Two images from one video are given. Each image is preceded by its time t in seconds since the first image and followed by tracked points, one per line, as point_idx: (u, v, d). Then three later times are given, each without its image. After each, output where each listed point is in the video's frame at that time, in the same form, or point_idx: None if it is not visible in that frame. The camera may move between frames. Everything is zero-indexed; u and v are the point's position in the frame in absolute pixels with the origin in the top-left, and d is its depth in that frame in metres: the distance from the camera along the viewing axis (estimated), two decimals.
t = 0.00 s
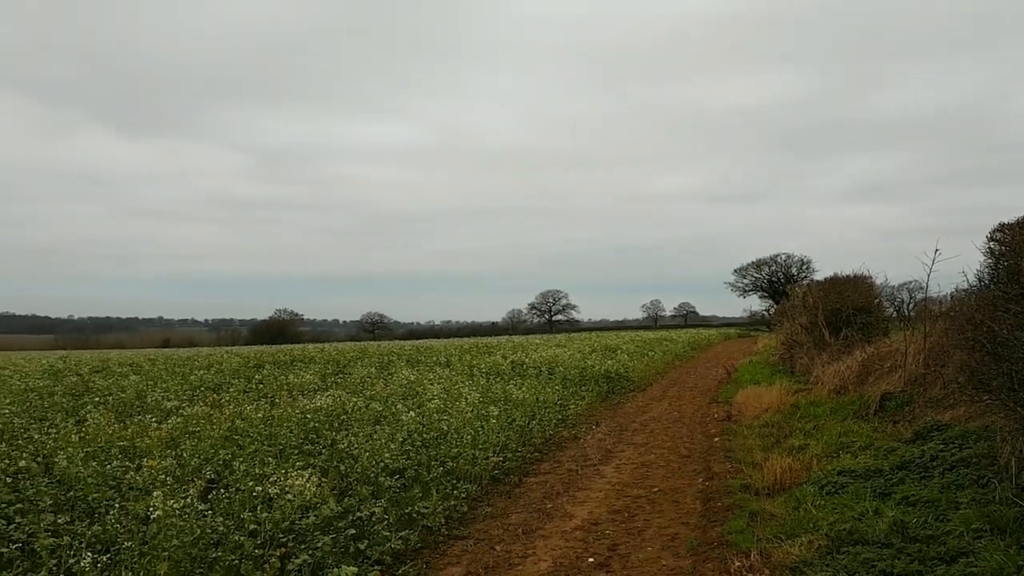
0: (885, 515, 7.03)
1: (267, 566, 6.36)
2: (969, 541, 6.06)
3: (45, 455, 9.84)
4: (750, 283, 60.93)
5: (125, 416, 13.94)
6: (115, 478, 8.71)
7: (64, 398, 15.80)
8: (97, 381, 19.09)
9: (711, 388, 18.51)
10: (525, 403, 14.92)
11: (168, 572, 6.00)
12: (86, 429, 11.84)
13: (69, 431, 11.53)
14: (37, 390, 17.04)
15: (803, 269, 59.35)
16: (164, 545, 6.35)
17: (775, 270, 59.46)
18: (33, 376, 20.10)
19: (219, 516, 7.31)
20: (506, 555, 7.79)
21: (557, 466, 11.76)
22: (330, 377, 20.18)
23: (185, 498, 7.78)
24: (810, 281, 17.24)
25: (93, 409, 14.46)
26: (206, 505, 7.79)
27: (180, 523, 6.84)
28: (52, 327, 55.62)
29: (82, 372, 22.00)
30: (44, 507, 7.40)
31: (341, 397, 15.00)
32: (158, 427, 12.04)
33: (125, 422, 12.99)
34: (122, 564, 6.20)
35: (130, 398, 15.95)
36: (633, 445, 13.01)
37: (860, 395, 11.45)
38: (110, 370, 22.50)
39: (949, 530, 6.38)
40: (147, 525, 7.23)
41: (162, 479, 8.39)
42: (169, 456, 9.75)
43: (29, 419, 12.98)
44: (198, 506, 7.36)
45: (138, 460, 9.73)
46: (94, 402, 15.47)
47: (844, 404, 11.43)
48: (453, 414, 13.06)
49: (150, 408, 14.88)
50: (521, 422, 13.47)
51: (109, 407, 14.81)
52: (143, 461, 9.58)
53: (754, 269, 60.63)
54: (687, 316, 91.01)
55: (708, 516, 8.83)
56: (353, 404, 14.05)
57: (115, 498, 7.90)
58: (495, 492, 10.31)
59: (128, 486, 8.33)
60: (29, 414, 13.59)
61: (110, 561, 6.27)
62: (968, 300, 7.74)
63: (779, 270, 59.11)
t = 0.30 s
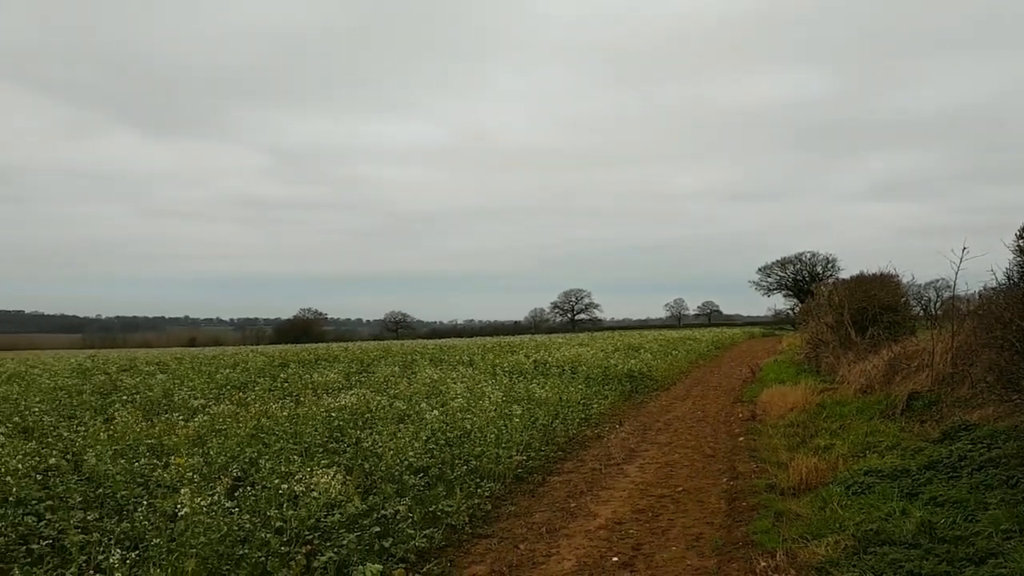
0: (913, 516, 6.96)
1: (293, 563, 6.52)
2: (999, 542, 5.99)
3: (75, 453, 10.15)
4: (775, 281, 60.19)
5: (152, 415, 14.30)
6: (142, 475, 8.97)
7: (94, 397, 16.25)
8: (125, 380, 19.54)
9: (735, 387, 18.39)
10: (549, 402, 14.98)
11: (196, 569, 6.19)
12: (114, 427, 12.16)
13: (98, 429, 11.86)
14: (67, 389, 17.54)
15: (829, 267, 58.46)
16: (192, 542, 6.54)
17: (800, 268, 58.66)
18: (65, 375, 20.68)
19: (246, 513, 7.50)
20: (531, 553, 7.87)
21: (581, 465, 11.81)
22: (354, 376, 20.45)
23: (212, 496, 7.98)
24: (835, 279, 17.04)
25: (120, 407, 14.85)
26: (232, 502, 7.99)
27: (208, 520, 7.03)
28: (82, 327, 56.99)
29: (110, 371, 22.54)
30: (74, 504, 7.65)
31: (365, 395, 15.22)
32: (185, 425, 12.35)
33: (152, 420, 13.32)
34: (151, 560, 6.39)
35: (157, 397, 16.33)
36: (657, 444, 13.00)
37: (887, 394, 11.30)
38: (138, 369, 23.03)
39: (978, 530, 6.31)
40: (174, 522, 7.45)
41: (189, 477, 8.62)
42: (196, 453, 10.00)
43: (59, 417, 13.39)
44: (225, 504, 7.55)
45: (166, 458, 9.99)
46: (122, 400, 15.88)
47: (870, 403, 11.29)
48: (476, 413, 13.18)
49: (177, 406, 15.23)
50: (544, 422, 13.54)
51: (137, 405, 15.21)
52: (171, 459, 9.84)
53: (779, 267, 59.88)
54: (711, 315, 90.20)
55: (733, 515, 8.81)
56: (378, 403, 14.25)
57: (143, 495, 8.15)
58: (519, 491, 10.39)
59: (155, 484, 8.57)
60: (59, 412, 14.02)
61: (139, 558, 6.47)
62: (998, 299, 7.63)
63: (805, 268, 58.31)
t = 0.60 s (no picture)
0: (937, 515, 6.90)
1: (316, 559, 6.67)
2: None
3: (100, 450, 10.44)
4: (798, 279, 59.42)
5: (177, 412, 14.62)
6: (167, 472, 9.19)
7: (119, 395, 16.63)
8: (150, 378, 19.96)
9: (757, 385, 18.25)
10: (569, 400, 15.03)
11: (220, 565, 6.35)
12: (140, 424, 12.46)
13: (123, 426, 12.16)
14: (94, 387, 17.96)
15: (853, 264, 57.54)
16: (216, 538, 6.71)
17: (823, 265, 57.80)
18: (91, 373, 21.16)
19: (269, 510, 7.66)
20: (552, 551, 7.94)
21: (602, 463, 11.85)
22: (375, 374, 20.66)
23: (237, 493, 8.17)
24: (858, 276, 16.83)
25: (145, 405, 15.20)
26: (256, 499, 8.17)
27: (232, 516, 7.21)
28: (108, 327, 58.16)
29: (134, 368, 23.02)
30: (99, 501, 7.88)
31: (386, 393, 15.40)
32: (208, 423, 12.60)
33: (177, 418, 13.62)
34: (176, 556, 6.57)
35: (181, 395, 16.67)
36: (678, 443, 12.98)
37: (911, 393, 11.16)
38: (162, 367, 23.51)
39: (1003, 530, 6.24)
40: (199, 518, 7.64)
41: (213, 474, 8.82)
42: (220, 451, 10.22)
43: (86, 415, 13.73)
44: (248, 501, 7.72)
45: (190, 455, 10.23)
46: (147, 398, 16.24)
47: (894, 401, 11.16)
48: (497, 411, 13.26)
49: (201, 404, 15.55)
50: (565, 419, 13.58)
51: (161, 403, 15.55)
52: (195, 456, 10.07)
53: (802, 265, 59.06)
54: (733, 312, 89.32)
55: (755, 514, 8.78)
56: (399, 401, 14.40)
57: (167, 492, 8.37)
58: (540, 489, 10.45)
59: (180, 481, 8.79)
60: (85, 410, 14.38)
61: (165, 553, 6.65)
62: None
63: (827, 266, 57.50)
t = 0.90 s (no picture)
0: (970, 513, 6.82)
1: (345, 554, 6.86)
2: None
3: (133, 446, 10.80)
4: (827, 274, 58.32)
5: (207, 408, 15.01)
6: (198, 467, 9.48)
7: (151, 391, 17.14)
8: (181, 374, 20.48)
9: (786, 382, 18.04)
10: (596, 397, 15.06)
11: (252, 560, 6.56)
12: (171, 420, 12.83)
13: (155, 422, 12.55)
14: (127, 383, 18.53)
15: (882, 259, 56.35)
16: (247, 533, 6.92)
17: (853, 260, 56.70)
18: (124, 369, 21.81)
19: (299, 505, 7.87)
20: (580, 547, 8.02)
21: (629, 460, 11.88)
22: (402, 371, 20.91)
23: (267, 487, 8.40)
24: (888, 271, 16.54)
25: (176, 401, 15.63)
26: (286, 494, 8.40)
27: (262, 511, 7.42)
28: (141, 324, 59.65)
29: (166, 365, 23.62)
30: (133, 495, 8.18)
31: (414, 390, 15.60)
32: (239, 418, 12.94)
33: (208, 413, 14.00)
34: (208, 549, 6.81)
35: (211, 391, 17.09)
36: (705, 440, 12.93)
37: (943, 389, 10.97)
38: (192, 363, 24.08)
39: None
40: (229, 512, 7.89)
41: (243, 469, 9.08)
42: (250, 446, 10.50)
43: (119, 411, 14.20)
44: (278, 496, 7.94)
45: (221, 450, 10.53)
46: (179, 394, 16.70)
47: (925, 398, 10.98)
48: (524, 408, 13.36)
49: (231, 400, 15.93)
50: (592, 416, 13.63)
51: (192, 399, 15.97)
52: (226, 451, 10.36)
53: (831, 260, 57.91)
54: (761, 308, 88.11)
55: (785, 512, 8.74)
56: (426, 397, 14.58)
57: (198, 487, 8.65)
58: (567, 485, 10.53)
59: (211, 476, 9.07)
60: (118, 405, 14.87)
61: (198, 547, 6.89)
62: None
63: (857, 261, 56.34)
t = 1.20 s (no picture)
0: (998, 514, 6.76)
1: (369, 552, 7.00)
2: None
3: (159, 444, 11.09)
4: (851, 272, 57.47)
5: (232, 406, 15.33)
6: (223, 466, 9.71)
7: (176, 390, 17.52)
8: (205, 373, 20.92)
9: (809, 381, 17.88)
10: (618, 396, 15.08)
11: (276, 557, 6.74)
12: (196, 418, 13.15)
13: (180, 420, 12.86)
14: (152, 382, 18.95)
15: (908, 257, 55.37)
16: (272, 531, 7.09)
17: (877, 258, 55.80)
18: (149, 369, 22.29)
19: (322, 504, 8.04)
20: (602, 547, 8.07)
21: (652, 460, 11.89)
22: (425, 370, 21.10)
23: (291, 486, 8.60)
24: (913, 269, 16.30)
25: (201, 400, 15.97)
26: (310, 492, 8.57)
27: (286, 510, 7.59)
28: (166, 323, 60.88)
29: (190, 364, 24.12)
30: (159, 494, 8.43)
31: (436, 389, 15.76)
32: (262, 417, 13.20)
33: (232, 412, 14.31)
34: (233, 547, 7.01)
35: (236, 390, 17.44)
36: (729, 439, 12.89)
37: (969, 388, 10.83)
38: (216, 362, 24.60)
39: None
40: (254, 510, 8.08)
41: (268, 468, 9.29)
42: (275, 445, 10.72)
43: (144, 409, 14.57)
44: (302, 494, 8.12)
45: (246, 448, 10.77)
46: (203, 393, 17.05)
47: (952, 397, 10.83)
48: (546, 407, 13.43)
49: (255, 399, 16.23)
50: (614, 415, 13.66)
51: (217, 398, 16.30)
52: (250, 449, 10.60)
53: (855, 258, 57.02)
54: (785, 307, 87.04)
55: (809, 512, 8.71)
56: (447, 396, 14.72)
57: (223, 485, 8.87)
58: (590, 484, 10.58)
59: (236, 474, 9.30)
60: (144, 404, 15.23)
61: (223, 545, 7.09)
62: None
63: (881, 259, 55.41)
